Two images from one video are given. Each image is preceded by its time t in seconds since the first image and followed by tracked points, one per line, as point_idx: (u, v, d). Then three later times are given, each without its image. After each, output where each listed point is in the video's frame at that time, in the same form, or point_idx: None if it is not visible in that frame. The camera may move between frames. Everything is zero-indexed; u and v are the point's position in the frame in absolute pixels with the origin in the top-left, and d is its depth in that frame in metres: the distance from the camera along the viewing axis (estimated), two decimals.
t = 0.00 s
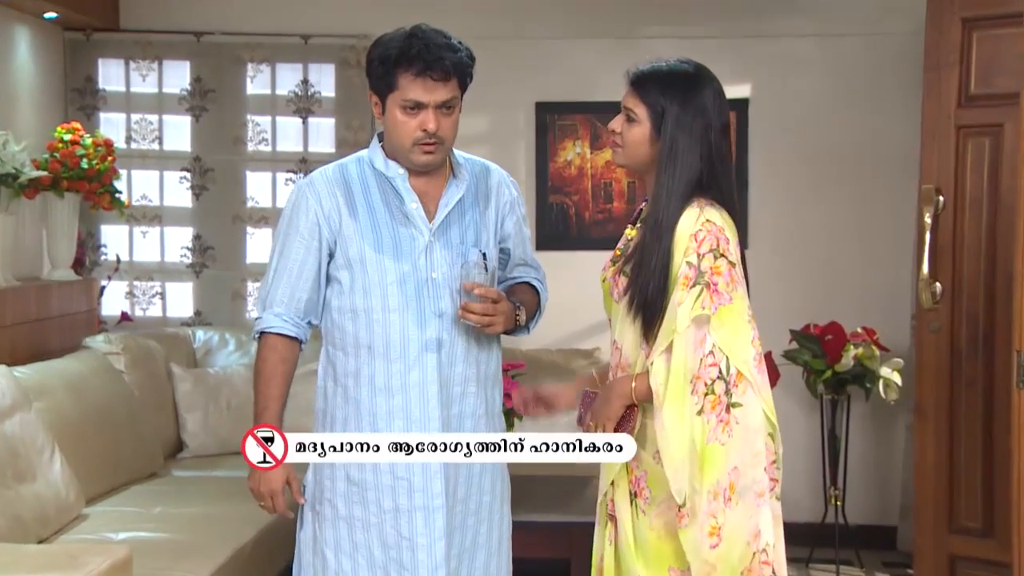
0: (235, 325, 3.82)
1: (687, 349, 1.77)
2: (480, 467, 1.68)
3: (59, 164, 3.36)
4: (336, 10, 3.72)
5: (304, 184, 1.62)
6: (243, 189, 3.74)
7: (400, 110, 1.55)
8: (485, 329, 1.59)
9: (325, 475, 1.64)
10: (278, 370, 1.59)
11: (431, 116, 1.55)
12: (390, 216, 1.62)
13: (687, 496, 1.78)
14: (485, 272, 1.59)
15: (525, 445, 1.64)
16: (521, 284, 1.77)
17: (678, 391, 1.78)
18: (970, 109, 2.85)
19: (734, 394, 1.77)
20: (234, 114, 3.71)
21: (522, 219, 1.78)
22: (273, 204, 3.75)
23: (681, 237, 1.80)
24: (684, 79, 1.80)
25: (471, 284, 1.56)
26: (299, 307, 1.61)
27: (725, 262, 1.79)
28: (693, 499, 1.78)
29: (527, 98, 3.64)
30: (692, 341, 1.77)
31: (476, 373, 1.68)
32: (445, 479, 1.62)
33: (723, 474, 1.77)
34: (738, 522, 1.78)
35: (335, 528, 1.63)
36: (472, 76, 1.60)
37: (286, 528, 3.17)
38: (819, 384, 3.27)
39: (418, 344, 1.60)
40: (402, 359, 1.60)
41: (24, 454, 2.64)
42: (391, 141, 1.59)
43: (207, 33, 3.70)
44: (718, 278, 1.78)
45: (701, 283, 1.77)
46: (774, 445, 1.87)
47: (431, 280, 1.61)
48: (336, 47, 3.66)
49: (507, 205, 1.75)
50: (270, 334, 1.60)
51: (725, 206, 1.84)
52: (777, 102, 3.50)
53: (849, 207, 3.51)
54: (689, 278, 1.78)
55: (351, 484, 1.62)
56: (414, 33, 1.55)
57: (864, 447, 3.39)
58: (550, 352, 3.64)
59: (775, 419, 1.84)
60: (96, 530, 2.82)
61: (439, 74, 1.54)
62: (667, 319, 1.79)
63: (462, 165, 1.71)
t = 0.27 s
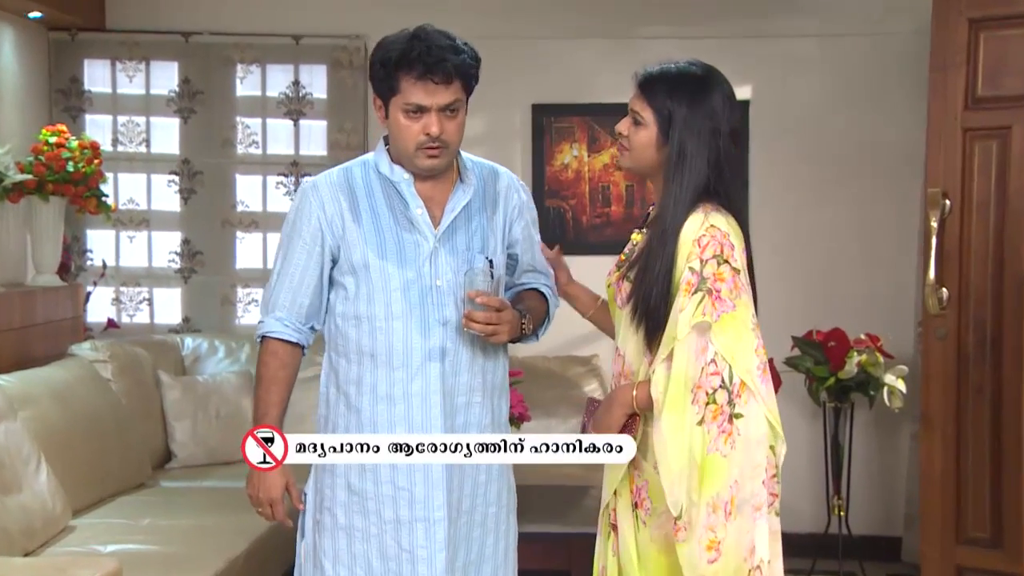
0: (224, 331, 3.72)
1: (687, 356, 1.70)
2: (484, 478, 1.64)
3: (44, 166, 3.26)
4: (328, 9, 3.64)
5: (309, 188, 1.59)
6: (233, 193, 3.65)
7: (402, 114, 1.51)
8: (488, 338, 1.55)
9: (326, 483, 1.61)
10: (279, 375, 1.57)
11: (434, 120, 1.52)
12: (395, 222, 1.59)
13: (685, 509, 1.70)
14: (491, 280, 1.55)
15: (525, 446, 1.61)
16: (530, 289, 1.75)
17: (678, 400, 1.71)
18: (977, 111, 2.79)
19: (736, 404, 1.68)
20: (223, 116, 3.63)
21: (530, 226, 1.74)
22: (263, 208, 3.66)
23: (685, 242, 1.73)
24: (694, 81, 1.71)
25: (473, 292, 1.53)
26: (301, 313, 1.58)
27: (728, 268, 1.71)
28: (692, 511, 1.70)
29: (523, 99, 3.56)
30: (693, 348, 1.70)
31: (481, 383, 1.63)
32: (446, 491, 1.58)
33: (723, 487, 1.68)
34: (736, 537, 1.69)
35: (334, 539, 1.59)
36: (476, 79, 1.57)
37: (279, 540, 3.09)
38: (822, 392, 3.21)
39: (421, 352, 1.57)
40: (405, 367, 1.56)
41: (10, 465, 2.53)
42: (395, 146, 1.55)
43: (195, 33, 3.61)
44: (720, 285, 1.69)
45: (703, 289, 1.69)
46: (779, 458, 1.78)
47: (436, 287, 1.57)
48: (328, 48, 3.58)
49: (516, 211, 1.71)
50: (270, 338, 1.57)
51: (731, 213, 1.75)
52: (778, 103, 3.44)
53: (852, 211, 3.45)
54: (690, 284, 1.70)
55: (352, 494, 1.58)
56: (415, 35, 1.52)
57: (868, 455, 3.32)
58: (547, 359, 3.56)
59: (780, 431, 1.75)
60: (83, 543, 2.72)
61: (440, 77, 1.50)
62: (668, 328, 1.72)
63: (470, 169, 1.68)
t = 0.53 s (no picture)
0: (212, 338, 3.64)
1: (693, 367, 1.61)
2: (487, 491, 1.58)
3: (26, 169, 3.16)
4: (318, 8, 3.56)
5: (316, 186, 1.52)
6: (221, 196, 3.57)
7: (414, 115, 1.46)
8: (490, 342, 1.48)
9: (326, 489, 1.55)
10: (282, 374, 1.47)
11: (445, 123, 1.46)
12: (401, 225, 1.52)
13: (690, 523, 1.62)
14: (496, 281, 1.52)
15: (526, 445, 1.53)
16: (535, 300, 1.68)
17: (682, 412, 1.62)
18: (982, 113, 2.74)
19: (745, 416, 1.60)
20: (211, 117, 3.54)
21: (537, 233, 1.72)
22: (252, 211, 3.58)
23: (692, 254, 1.65)
24: (687, 90, 1.63)
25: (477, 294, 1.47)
26: (306, 314, 1.50)
27: (736, 276, 1.62)
28: (697, 527, 1.61)
29: (518, 100, 3.49)
30: (698, 358, 1.61)
31: (485, 392, 1.58)
32: (444, 502, 1.51)
33: (730, 502, 1.60)
34: (743, 553, 1.61)
35: (330, 545, 1.53)
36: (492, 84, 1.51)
37: (271, 551, 3.00)
38: (824, 399, 3.14)
39: (422, 361, 1.51)
40: (406, 374, 1.50)
41: None
42: (404, 146, 1.50)
43: (182, 32, 3.53)
44: (727, 293, 1.62)
45: (710, 298, 1.62)
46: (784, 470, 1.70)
47: (439, 294, 1.52)
48: (319, 47, 3.50)
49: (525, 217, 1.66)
50: (274, 339, 1.48)
51: (734, 224, 1.67)
52: (778, 105, 3.37)
53: (854, 214, 3.39)
54: (697, 294, 1.62)
55: (349, 502, 1.52)
56: (432, 34, 1.46)
57: (871, 463, 3.26)
58: (543, 366, 3.48)
59: (788, 441, 1.67)
60: (69, 555, 2.61)
61: (455, 80, 1.44)
62: (677, 343, 1.64)
63: (481, 174, 1.63)
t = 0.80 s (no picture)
0: (194, 346, 3.53)
1: (706, 381, 1.54)
2: (482, 510, 1.51)
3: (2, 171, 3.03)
4: (303, 8, 3.46)
5: (325, 183, 1.47)
6: (203, 199, 3.47)
7: (439, 123, 1.38)
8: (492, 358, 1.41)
9: (316, 489, 1.50)
10: (277, 367, 1.46)
11: (469, 136, 1.39)
12: (405, 232, 1.47)
13: (712, 541, 1.55)
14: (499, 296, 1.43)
15: (525, 445, 1.49)
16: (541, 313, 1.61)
17: (696, 426, 1.55)
18: (985, 115, 2.68)
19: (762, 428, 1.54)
20: (194, 119, 3.44)
21: (547, 248, 1.63)
22: (235, 216, 3.48)
23: (698, 262, 1.57)
24: (682, 94, 1.56)
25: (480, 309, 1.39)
26: (306, 306, 1.46)
27: (743, 285, 1.55)
28: (719, 544, 1.55)
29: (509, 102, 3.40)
30: (711, 372, 1.54)
31: (482, 409, 1.51)
32: (427, 518, 1.46)
33: (752, 516, 1.54)
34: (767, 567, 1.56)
35: (314, 552, 1.48)
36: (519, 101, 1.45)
37: (257, 566, 2.88)
38: (822, 408, 3.07)
39: (417, 373, 1.45)
40: (399, 386, 1.45)
41: None
42: (422, 153, 1.43)
43: (163, 31, 3.43)
44: (736, 303, 1.54)
45: (717, 309, 1.54)
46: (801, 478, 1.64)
47: (439, 306, 1.45)
48: (304, 47, 3.42)
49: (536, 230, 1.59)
50: (272, 332, 1.45)
51: (735, 231, 1.59)
52: (774, 107, 3.30)
53: (853, 219, 3.31)
54: (705, 306, 1.55)
55: (337, 509, 1.47)
56: (468, 44, 1.39)
57: (871, 474, 3.18)
58: (534, 375, 3.39)
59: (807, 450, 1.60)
60: (46, 571, 2.47)
61: (486, 95, 1.37)
62: (684, 358, 1.57)
63: (495, 184, 1.56)
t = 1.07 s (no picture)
0: (175, 353, 3.42)
1: (716, 389, 1.57)
2: (471, 522, 1.46)
3: None
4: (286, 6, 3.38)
5: (299, 191, 1.39)
6: (185, 203, 3.38)
7: (427, 125, 1.35)
8: (491, 362, 1.40)
9: (298, 509, 1.41)
10: (235, 388, 1.38)
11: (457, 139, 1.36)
12: (388, 239, 1.40)
13: (720, 551, 1.57)
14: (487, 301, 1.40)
15: (525, 446, 1.47)
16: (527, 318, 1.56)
17: (706, 436, 1.57)
18: (985, 116, 2.65)
19: (770, 439, 1.55)
20: (176, 120, 3.35)
21: (526, 252, 1.59)
22: (218, 219, 3.39)
23: (709, 267, 1.59)
24: (695, 93, 1.59)
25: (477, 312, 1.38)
26: (274, 322, 1.37)
27: (754, 291, 1.57)
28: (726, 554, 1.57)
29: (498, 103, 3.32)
30: (721, 380, 1.57)
31: (470, 418, 1.46)
32: (422, 534, 1.40)
33: (759, 528, 1.54)
34: None
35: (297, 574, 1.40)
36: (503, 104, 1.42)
37: None
38: (819, 416, 3.01)
39: (405, 385, 1.39)
40: (388, 399, 1.38)
41: None
42: (405, 156, 1.38)
43: (143, 30, 3.35)
44: (746, 309, 1.56)
45: (728, 315, 1.56)
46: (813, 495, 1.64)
47: (426, 315, 1.40)
48: (288, 46, 3.33)
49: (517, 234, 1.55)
50: (234, 345, 1.36)
51: (744, 232, 1.62)
52: (770, 108, 3.24)
53: (851, 222, 3.25)
54: (715, 311, 1.57)
55: (322, 528, 1.40)
56: (456, 45, 1.36)
57: (870, 484, 3.11)
58: (525, 382, 3.31)
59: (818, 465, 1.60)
60: None
61: (477, 97, 1.35)
62: (694, 362, 1.57)
63: (473, 187, 1.51)
